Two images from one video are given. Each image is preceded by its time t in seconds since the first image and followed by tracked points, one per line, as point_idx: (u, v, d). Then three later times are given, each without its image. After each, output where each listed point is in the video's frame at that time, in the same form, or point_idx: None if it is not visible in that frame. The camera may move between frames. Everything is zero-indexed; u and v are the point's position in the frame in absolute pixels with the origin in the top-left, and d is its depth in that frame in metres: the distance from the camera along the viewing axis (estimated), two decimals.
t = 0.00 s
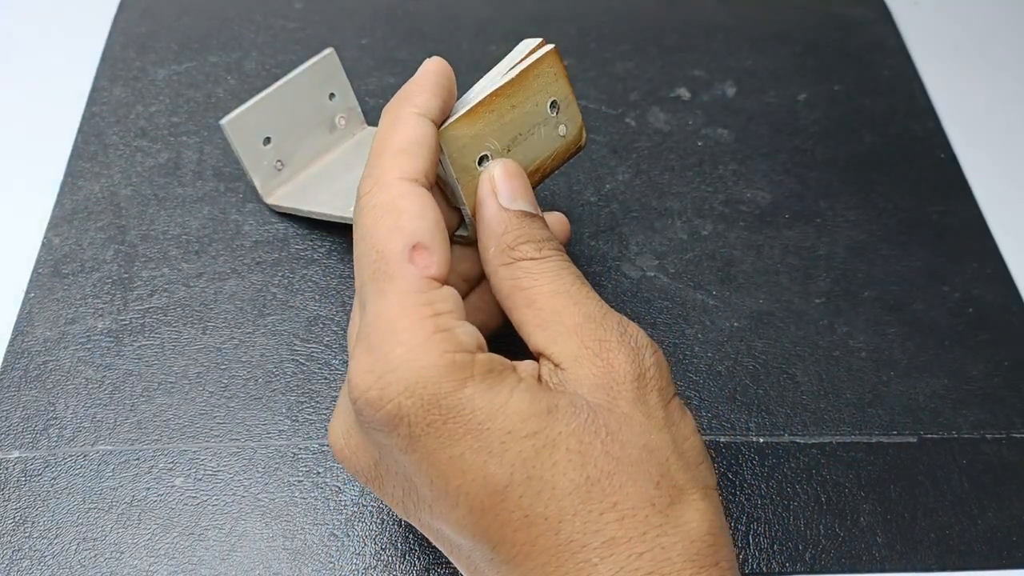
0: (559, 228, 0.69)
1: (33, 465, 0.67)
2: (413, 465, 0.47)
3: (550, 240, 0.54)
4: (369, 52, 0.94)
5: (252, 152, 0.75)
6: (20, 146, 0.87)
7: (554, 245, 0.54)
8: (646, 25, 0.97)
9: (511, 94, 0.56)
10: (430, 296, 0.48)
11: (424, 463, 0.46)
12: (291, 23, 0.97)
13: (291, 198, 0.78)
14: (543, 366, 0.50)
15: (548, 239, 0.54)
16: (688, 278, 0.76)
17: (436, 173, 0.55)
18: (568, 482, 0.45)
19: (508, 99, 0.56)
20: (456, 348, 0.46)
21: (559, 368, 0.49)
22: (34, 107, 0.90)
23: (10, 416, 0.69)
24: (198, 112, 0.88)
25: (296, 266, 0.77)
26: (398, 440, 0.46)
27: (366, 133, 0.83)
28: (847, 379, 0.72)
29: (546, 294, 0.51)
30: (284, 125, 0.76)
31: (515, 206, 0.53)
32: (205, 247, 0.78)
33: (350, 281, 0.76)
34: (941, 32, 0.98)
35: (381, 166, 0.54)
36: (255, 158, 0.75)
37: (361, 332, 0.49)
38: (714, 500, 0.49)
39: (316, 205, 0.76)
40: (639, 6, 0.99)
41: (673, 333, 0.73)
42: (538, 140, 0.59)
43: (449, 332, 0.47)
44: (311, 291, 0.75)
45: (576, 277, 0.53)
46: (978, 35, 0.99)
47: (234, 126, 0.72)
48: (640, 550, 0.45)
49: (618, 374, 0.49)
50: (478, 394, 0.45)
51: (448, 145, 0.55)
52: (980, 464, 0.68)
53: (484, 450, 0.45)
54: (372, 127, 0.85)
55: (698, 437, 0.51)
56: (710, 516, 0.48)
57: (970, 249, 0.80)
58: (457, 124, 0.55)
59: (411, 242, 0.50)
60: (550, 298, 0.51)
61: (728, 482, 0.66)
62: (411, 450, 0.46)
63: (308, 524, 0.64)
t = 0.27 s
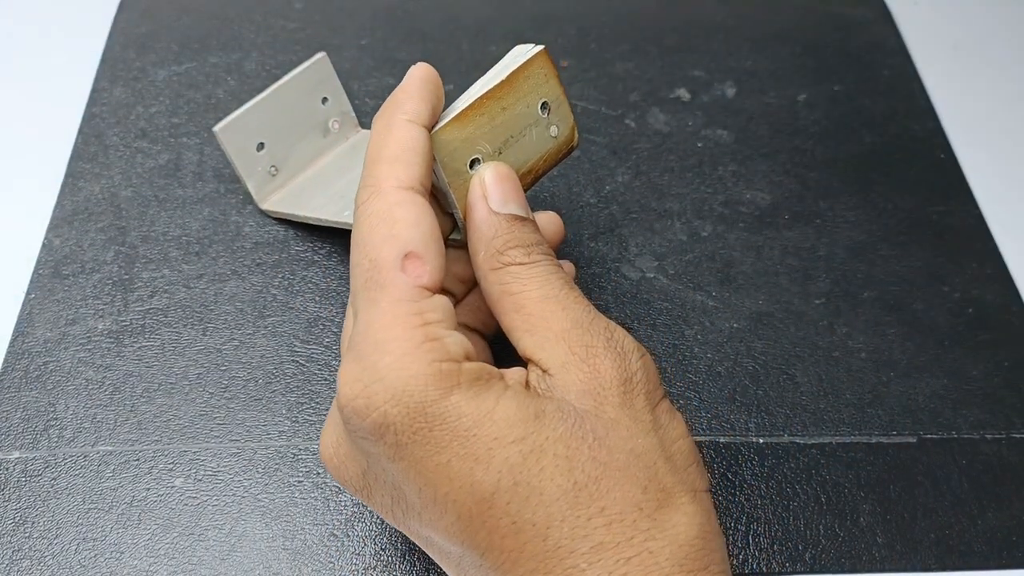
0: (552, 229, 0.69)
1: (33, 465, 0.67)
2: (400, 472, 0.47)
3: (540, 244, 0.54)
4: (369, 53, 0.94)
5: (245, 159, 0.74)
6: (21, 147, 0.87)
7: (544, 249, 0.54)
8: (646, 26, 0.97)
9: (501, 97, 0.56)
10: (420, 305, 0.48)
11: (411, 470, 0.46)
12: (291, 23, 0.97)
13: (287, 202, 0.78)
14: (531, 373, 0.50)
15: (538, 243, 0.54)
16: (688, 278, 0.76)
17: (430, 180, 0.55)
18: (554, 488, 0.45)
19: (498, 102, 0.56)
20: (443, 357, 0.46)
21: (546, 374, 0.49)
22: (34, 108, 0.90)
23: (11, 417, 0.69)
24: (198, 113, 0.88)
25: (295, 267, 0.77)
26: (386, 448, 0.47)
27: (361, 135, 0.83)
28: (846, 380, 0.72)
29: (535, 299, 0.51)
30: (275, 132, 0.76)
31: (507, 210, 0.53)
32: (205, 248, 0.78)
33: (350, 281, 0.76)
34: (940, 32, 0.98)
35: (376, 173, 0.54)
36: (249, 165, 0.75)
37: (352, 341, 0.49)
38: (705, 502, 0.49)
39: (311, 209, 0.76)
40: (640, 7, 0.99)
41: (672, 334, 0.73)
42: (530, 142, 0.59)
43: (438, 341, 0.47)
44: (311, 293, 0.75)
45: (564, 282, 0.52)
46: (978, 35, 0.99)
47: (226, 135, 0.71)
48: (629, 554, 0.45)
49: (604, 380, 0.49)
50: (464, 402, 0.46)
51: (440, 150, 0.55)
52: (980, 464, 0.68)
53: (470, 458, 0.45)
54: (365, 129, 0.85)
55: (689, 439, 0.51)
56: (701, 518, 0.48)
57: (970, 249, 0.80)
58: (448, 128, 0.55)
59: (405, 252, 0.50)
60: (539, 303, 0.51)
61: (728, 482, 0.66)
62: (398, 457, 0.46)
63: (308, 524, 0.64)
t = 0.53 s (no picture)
0: (551, 228, 0.69)
1: (33, 465, 0.67)
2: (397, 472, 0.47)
3: (537, 245, 0.54)
4: (369, 53, 0.94)
5: (244, 159, 0.74)
6: (21, 147, 0.87)
7: (540, 250, 0.54)
8: (645, 26, 0.97)
9: (499, 98, 0.56)
10: (416, 306, 0.48)
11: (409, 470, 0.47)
12: (291, 23, 0.97)
13: (286, 202, 0.78)
14: (528, 373, 0.50)
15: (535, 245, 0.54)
16: (688, 279, 0.76)
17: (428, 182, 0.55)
18: (552, 487, 0.45)
19: (495, 103, 0.56)
20: (439, 357, 0.46)
21: (543, 374, 0.49)
22: (34, 108, 0.90)
23: (11, 417, 0.69)
24: (198, 113, 0.88)
25: (295, 267, 0.77)
26: (383, 449, 0.47)
27: (360, 134, 0.83)
28: (846, 380, 0.72)
29: (531, 300, 0.51)
30: (275, 132, 0.76)
31: (505, 212, 0.53)
32: (206, 248, 0.78)
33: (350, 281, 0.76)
34: (940, 32, 0.98)
35: (373, 173, 0.54)
36: (249, 164, 0.75)
37: (348, 341, 0.49)
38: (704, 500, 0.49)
39: (310, 208, 0.76)
40: (639, 7, 0.99)
41: (672, 334, 0.73)
42: (529, 142, 0.59)
43: (434, 342, 0.47)
44: (311, 293, 0.75)
45: (560, 281, 0.53)
46: (978, 36, 0.99)
47: (226, 135, 0.71)
48: (627, 553, 0.45)
49: (600, 378, 0.49)
50: (461, 401, 0.46)
51: (437, 151, 0.55)
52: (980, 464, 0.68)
53: (466, 459, 0.45)
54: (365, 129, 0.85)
55: (687, 437, 0.51)
56: (700, 516, 0.48)
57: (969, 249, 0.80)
58: (445, 129, 0.55)
59: (401, 253, 0.50)
60: (536, 304, 0.51)
61: (728, 482, 0.66)
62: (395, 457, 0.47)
63: (308, 524, 0.64)
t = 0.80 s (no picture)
0: (540, 233, 0.66)
1: (34, 465, 0.67)
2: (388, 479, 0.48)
3: (525, 252, 0.54)
4: (369, 53, 0.94)
5: (235, 162, 0.75)
6: (20, 147, 0.87)
7: (528, 256, 0.54)
8: (645, 26, 0.97)
9: (487, 103, 0.56)
10: (403, 316, 0.49)
11: (401, 476, 0.47)
12: (291, 23, 0.97)
13: (278, 204, 0.78)
14: (516, 379, 0.50)
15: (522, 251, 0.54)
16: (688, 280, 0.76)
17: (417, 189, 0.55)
18: (540, 491, 0.45)
19: (484, 109, 0.56)
20: (426, 365, 0.47)
21: (531, 379, 0.50)
22: (33, 108, 0.90)
23: (11, 417, 0.69)
24: (198, 113, 0.88)
25: (296, 267, 0.77)
26: (375, 456, 0.47)
27: (351, 134, 0.83)
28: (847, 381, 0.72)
29: (517, 306, 0.51)
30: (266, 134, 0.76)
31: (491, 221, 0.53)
32: (206, 248, 0.78)
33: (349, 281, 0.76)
34: (940, 33, 0.98)
35: (361, 181, 0.54)
36: (240, 167, 0.75)
37: (337, 351, 0.50)
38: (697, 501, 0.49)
39: (301, 212, 0.76)
40: (639, 7, 0.99)
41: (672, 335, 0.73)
42: (518, 147, 0.58)
43: (422, 349, 0.48)
44: (311, 294, 0.75)
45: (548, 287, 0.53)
46: (979, 36, 0.99)
47: (216, 138, 0.72)
48: (617, 555, 0.45)
49: (587, 382, 0.49)
50: (448, 408, 0.46)
51: (425, 158, 0.55)
52: (980, 465, 0.68)
53: (455, 465, 0.46)
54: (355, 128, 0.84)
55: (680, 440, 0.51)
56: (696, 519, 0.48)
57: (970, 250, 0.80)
58: (433, 136, 0.55)
59: (387, 262, 0.50)
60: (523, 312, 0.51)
61: (729, 483, 0.66)
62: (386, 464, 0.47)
63: (308, 524, 0.64)
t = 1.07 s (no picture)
0: (537, 230, 0.66)
1: (34, 465, 0.67)
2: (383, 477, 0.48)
3: (521, 250, 0.54)
4: (369, 53, 0.94)
5: (230, 162, 0.75)
6: (20, 147, 0.87)
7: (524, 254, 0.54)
8: (645, 26, 0.97)
9: (483, 101, 0.56)
10: (395, 314, 0.49)
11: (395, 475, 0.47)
12: (291, 23, 0.97)
13: (273, 203, 0.78)
14: (511, 378, 0.50)
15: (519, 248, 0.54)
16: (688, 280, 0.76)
17: (413, 187, 0.55)
18: (533, 489, 0.45)
19: (480, 107, 0.56)
20: (419, 364, 0.47)
21: (526, 377, 0.49)
22: (33, 108, 0.90)
23: (11, 417, 0.69)
24: (199, 113, 0.88)
25: (296, 267, 0.77)
26: (370, 455, 0.47)
27: (347, 134, 0.83)
28: (846, 381, 0.72)
29: (510, 305, 0.51)
30: (262, 133, 0.76)
31: (489, 217, 0.53)
32: (206, 248, 0.78)
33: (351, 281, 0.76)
34: (938, 33, 0.98)
35: (357, 179, 0.54)
36: (235, 166, 0.75)
37: (331, 348, 0.50)
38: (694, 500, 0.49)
39: (298, 211, 0.76)
40: (639, 7, 0.99)
41: (672, 335, 0.73)
42: (515, 145, 0.58)
43: (416, 348, 0.48)
44: (311, 294, 0.75)
45: (543, 284, 0.53)
46: (979, 36, 0.99)
47: (211, 138, 0.72)
48: (610, 553, 0.45)
49: (582, 380, 0.49)
50: (442, 406, 0.46)
51: (422, 157, 0.55)
52: (980, 464, 0.68)
53: (449, 463, 0.46)
54: (352, 127, 0.84)
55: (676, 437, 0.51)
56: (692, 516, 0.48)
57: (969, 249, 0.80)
58: (429, 135, 0.55)
59: (382, 261, 0.50)
60: (517, 310, 0.51)
61: (728, 482, 0.66)
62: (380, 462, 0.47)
63: (308, 524, 0.64)
